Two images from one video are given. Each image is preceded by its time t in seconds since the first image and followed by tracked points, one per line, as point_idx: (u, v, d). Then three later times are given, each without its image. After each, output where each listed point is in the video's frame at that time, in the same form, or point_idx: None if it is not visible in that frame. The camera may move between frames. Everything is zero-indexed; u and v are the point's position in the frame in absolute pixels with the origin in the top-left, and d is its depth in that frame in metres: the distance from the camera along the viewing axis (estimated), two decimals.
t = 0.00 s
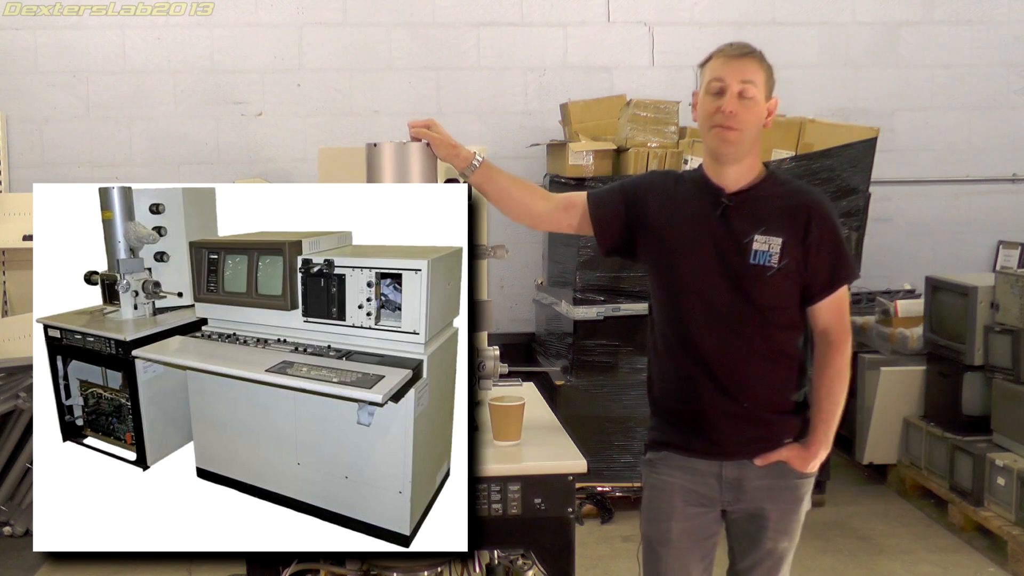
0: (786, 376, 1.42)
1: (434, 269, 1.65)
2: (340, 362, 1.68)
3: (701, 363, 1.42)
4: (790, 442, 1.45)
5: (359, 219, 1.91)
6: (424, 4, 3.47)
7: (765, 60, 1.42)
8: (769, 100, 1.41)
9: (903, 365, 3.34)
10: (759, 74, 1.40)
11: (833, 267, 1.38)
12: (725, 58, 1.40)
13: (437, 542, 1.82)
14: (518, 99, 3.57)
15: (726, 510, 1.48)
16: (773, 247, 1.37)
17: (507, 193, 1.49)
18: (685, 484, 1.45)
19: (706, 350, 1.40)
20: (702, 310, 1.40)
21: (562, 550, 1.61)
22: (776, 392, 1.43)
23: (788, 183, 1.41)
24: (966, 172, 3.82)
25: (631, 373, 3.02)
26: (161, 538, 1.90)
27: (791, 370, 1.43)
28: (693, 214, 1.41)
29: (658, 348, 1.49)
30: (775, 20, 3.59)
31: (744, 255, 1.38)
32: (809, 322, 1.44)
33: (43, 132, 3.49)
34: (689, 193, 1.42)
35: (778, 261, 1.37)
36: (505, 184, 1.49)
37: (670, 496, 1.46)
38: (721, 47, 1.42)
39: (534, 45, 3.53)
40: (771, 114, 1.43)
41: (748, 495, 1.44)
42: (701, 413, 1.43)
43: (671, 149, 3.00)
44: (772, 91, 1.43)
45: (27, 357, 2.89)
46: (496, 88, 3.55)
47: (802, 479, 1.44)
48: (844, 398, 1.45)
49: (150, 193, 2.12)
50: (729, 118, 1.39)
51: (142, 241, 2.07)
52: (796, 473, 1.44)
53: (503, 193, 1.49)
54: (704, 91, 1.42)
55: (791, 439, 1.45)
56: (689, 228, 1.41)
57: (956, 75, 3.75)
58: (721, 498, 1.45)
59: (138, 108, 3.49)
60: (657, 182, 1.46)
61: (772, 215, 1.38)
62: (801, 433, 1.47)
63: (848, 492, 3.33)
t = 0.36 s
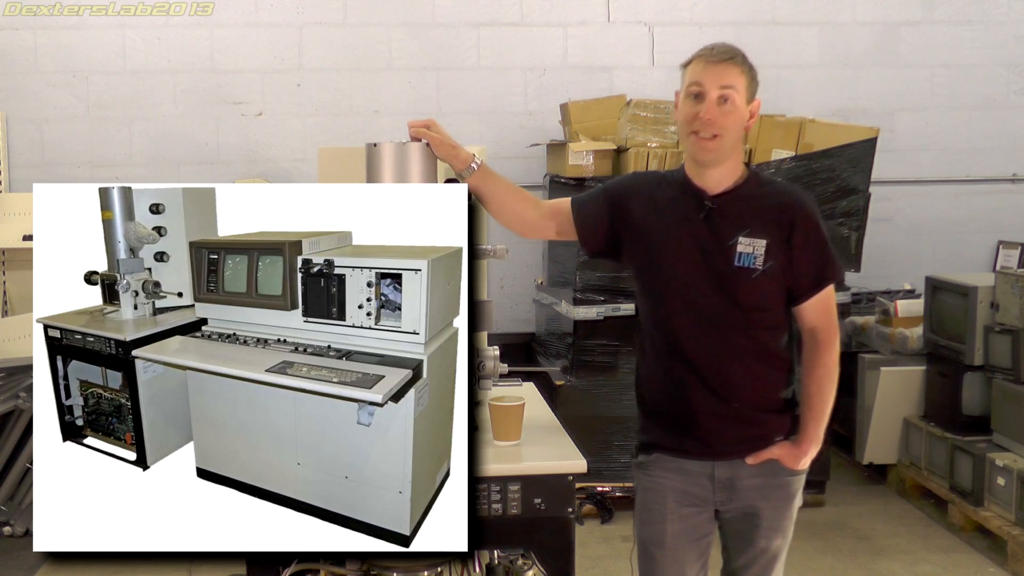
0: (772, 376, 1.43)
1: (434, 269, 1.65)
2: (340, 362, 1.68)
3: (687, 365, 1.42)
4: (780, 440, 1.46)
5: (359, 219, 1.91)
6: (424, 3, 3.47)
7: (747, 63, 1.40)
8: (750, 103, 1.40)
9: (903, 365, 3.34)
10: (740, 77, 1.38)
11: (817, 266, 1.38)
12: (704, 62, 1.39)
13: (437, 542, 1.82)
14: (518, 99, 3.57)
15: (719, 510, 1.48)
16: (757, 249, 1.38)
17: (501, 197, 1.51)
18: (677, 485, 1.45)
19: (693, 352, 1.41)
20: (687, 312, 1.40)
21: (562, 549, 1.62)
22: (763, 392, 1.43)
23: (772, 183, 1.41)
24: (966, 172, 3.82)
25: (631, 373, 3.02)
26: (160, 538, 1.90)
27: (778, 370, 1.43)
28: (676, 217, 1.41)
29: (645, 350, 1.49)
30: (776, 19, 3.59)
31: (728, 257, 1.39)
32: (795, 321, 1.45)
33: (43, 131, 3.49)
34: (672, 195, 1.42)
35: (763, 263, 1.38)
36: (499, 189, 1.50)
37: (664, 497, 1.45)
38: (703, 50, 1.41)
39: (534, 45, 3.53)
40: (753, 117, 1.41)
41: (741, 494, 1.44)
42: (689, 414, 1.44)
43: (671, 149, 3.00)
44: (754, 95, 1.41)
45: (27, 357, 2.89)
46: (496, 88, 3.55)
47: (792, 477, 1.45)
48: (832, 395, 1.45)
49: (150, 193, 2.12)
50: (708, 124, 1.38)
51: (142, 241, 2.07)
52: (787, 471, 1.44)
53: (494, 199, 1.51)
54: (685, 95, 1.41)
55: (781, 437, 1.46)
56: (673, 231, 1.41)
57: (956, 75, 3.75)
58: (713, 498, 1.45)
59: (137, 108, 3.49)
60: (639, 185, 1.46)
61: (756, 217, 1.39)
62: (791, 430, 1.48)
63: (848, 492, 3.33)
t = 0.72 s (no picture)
0: (766, 377, 1.43)
1: (434, 269, 1.65)
2: (340, 362, 1.68)
3: (681, 365, 1.42)
4: (772, 441, 1.45)
5: (359, 219, 1.91)
6: (424, 4, 3.47)
7: (739, 61, 1.39)
8: (745, 101, 1.39)
9: (903, 365, 3.34)
10: (732, 77, 1.37)
11: (812, 269, 1.39)
12: (696, 64, 1.38)
13: (437, 542, 1.83)
14: (518, 99, 3.57)
15: (710, 510, 1.48)
16: (754, 250, 1.38)
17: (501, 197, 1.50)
18: (669, 484, 1.45)
19: (687, 353, 1.40)
20: (682, 312, 1.40)
21: (562, 550, 1.62)
22: (757, 393, 1.43)
23: (768, 185, 1.41)
24: (966, 172, 3.82)
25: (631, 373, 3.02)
26: (161, 538, 1.90)
27: (772, 371, 1.43)
28: (673, 217, 1.41)
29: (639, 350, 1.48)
30: (775, 20, 3.59)
31: (724, 258, 1.38)
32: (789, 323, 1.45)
33: (43, 131, 3.49)
34: (670, 196, 1.43)
35: (758, 264, 1.38)
36: (499, 189, 1.49)
37: (655, 497, 1.45)
38: (693, 51, 1.40)
39: (534, 45, 3.53)
40: (748, 115, 1.41)
41: (732, 494, 1.44)
42: (682, 415, 1.43)
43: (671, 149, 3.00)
44: (748, 92, 1.40)
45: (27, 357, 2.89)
46: (496, 88, 3.55)
47: (784, 477, 1.45)
48: (826, 397, 1.45)
49: (150, 193, 2.12)
50: (703, 126, 1.37)
51: (142, 241, 2.07)
52: (778, 472, 1.44)
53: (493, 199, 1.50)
54: (679, 98, 1.40)
55: (773, 438, 1.46)
56: (669, 232, 1.41)
57: (956, 75, 3.75)
58: (704, 498, 1.45)
59: (138, 108, 3.49)
60: (637, 185, 1.46)
61: (753, 218, 1.39)
62: (783, 431, 1.47)
63: (848, 492, 3.33)
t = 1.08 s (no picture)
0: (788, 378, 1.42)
1: (434, 269, 1.65)
2: (340, 362, 1.68)
3: (703, 359, 1.41)
4: (786, 445, 1.45)
5: (359, 219, 1.91)
6: (424, 4, 3.47)
7: (771, 59, 1.41)
8: (780, 99, 1.41)
9: (903, 365, 3.34)
10: (766, 76, 1.39)
11: (842, 272, 1.39)
12: (728, 65, 1.40)
13: (437, 542, 1.82)
14: (518, 99, 3.57)
15: (719, 513, 1.48)
16: (785, 246, 1.38)
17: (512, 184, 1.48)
18: (677, 485, 1.46)
19: (711, 346, 1.39)
20: (708, 306, 1.39)
21: (562, 550, 1.62)
22: (777, 394, 1.42)
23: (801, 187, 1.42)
24: (966, 172, 3.82)
25: (631, 373, 3.02)
26: (161, 538, 1.90)
27: (794, 372, 1.43)
28: (705, 211, 1.41)
29: (660, 343, 1.47)
30: (775, 20, 3.60)
31: (756, 253, 1.38)
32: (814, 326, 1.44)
33: (43, 131, 3.49)
34: (703, 190, 1.43)
35: (790, 261, 1.38)
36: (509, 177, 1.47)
37: (663, 498, 1.46)
38: (725, 52, 1.42)
39: (534, 45, 3.53)
40: (783, 112, 1.42)
41: (742, 497, 1.44)
42: (700, 410, 1.43)
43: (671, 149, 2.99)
44: (782, 89, 1.42)
45: (27, 357, 2.89)
46: (496, 88, 3.55)
47: (797, 483, 1.44)
48: (844, 405, 1.45)
49: (150, 193, 2.12)
50: (739, 126, 1.39)
51: (142, 241, 2.07)
52: (791, 477, 1.44)
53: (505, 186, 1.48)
54: (713, 99, 1.42)
55: (787, 442, 1.45)
56: (701, 225, 1.41)
57: (956, 74, 3.75)
58: (714, 500, 1.46)
59: (137, 108, 3.49)
60: (671, 179, 1.46)
61: (786, 216, 1.39)
62: (798, 437, 1.47)
63: (848, 492, 3.33)
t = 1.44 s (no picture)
0: (801, 378, 1.42)
1: (434, 269, 1.65)
2: (340, 362, 1.68)
3: (717, 358, 1.41)
4: (799, 446, 1.45)
5: (359, 219, 1.91)
6: (424, 4, 3.47)
7: (779, 60, 1.40)
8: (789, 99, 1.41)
9: (904, 365, 3.34)
10: (775, 76, 1.39)
11: (853, 270, 1.39)
12: (736, 67, 1.40)
13: (437, 542, 1.82)
14: (518, 99, 3.57)
15: (731, 514, 1.48)
16: (798, 244, 1.38)
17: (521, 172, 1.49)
18: (690, 486, 1.46)
19: (724, 345, 1.39)
20: (722, 305, 1.39)
21: (562, 550, 1.62)
22: (790, 393, 1.42)
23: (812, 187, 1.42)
24: (966, 171, 3.81)
25: (631, 373, 3.02)
26: (161, 538, 1.90)
27: (806, 372, 1.43)
28: (718, 209, 1.41)
29: (672, 342, 1.47)
30: (775, 20, 3.60)
31: (769, 251, 1.38)
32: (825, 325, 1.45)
33: (43, 131, 3.49)
34: (715, 189, 1.43)
35: (802, 259, 1.38)
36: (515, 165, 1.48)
37: (674, 499, 1.46)
38: (733, 55, 1.42)
39: (534, 45, 3.53)
40: (792, 113, 1.42)
41: (754, 499, 1.44)
42: (714, 411, 1.42)
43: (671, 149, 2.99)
44: (791, 90, 1.42)
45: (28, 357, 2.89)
46: (496, 88, 3.55)
47: (809, 484, 1.44)
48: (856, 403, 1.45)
49: (150, 193, 2.12)
50: (749, 126, 1.38)
51: (142, 241, 2.07)
52: (803, 478, 1.44)
53: (518, 169, 1.49)
54: (722, 102, 1.42)
55: (800, 442, 1.45)
56: (715, 223, 1.41)
57: (956, 74, 3.75)
58: (726, 502, 1.46)
59: (137, 108, 3.49)
60: (683, 178, 1.46)
61: (799, 214, 1.39)
62: (809, 437, 1.47)
63: (849, 492, 3.33)
